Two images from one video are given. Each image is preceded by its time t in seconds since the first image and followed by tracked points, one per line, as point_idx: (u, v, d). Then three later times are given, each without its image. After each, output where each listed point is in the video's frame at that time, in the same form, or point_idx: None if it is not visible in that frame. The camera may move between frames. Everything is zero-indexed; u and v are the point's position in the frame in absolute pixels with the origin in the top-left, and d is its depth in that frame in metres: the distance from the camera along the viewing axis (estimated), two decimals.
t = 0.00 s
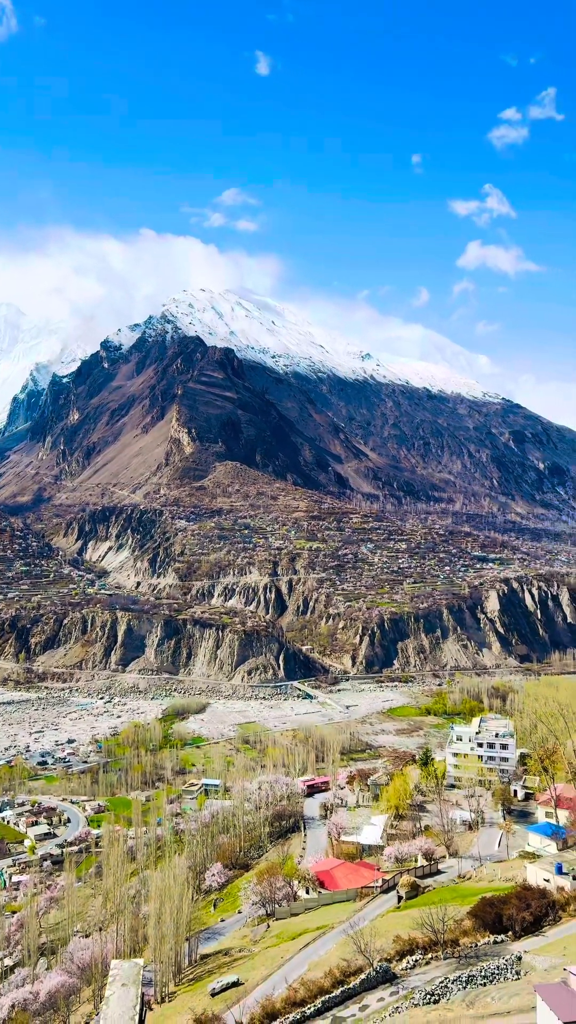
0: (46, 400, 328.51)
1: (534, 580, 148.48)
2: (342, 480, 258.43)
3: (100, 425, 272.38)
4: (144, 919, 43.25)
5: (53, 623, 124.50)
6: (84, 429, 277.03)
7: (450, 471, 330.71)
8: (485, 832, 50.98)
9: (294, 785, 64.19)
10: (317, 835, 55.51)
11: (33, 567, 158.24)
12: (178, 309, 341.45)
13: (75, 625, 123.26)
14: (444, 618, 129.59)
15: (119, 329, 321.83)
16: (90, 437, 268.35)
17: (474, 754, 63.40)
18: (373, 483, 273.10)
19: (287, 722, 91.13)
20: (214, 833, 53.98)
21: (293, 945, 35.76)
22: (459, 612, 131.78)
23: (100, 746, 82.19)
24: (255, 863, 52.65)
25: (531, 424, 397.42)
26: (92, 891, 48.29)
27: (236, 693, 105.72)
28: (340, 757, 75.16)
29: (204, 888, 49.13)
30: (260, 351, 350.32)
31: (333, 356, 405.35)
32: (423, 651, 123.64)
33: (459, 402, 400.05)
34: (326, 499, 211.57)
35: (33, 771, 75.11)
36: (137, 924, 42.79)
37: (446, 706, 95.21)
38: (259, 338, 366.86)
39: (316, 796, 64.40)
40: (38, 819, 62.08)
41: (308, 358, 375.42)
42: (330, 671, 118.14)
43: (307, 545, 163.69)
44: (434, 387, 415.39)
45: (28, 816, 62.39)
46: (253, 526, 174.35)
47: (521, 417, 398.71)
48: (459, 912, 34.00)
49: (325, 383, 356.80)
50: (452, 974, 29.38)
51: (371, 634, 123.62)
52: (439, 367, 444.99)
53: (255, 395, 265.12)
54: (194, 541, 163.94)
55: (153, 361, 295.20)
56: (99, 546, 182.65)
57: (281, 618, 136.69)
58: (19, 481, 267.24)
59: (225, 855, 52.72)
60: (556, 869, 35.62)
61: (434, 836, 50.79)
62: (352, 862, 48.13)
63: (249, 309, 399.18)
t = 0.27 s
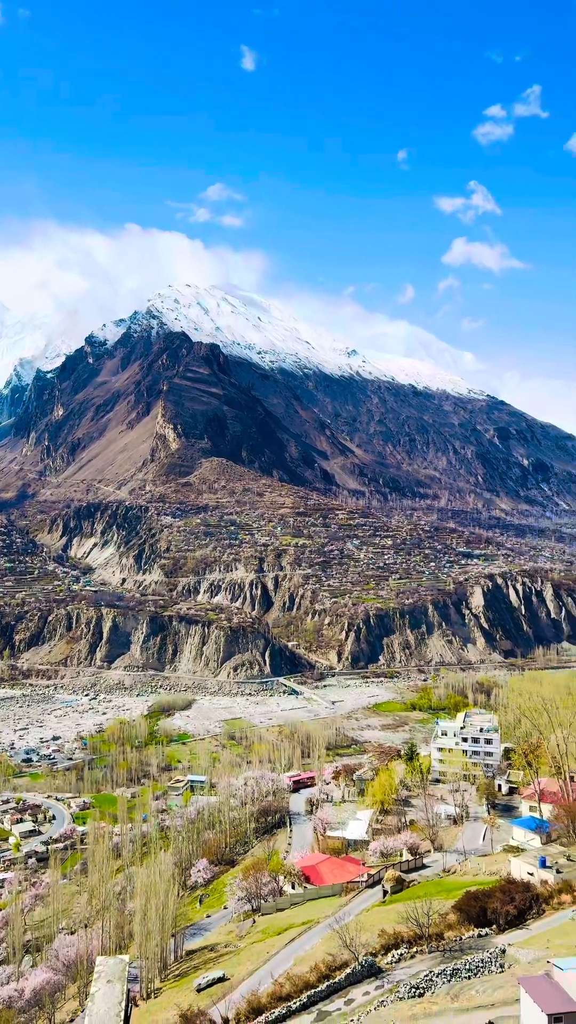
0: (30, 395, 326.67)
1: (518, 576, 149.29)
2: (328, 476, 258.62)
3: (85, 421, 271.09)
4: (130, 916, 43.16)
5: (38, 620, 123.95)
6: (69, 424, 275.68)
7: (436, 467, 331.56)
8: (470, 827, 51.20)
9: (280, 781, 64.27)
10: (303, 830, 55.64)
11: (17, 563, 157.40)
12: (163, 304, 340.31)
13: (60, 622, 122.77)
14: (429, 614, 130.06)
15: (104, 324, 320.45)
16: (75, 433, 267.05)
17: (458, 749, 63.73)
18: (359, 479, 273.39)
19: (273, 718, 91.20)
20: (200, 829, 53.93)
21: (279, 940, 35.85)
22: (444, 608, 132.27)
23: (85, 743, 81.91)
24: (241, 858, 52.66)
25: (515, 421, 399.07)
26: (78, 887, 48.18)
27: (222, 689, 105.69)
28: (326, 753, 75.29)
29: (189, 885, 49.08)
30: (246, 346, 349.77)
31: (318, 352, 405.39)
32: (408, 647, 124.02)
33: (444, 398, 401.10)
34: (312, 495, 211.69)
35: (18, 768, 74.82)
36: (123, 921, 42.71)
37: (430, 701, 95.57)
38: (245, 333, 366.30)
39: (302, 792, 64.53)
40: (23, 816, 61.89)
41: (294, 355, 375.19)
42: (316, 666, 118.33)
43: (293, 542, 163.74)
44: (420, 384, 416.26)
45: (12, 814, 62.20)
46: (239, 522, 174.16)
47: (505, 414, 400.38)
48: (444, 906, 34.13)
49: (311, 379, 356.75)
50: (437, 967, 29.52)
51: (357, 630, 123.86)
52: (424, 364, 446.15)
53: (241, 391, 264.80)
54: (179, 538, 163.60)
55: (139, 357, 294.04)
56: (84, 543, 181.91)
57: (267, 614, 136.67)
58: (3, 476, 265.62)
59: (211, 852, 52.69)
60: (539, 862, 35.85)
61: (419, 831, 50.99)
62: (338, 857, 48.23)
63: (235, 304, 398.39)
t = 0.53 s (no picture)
0: (14, 390, 324.60)
1: (502, 572, 150.14)
2: (313, 473, 258.80)
3: (69, 416, 269.74)
4: (115, 913, 43.09)
5: (22, 616, 123.31)
6: (52, 420, 274.18)
7: (421, 463, 332.45)
8: (454, 822, 51.44)
9: (265, 777, 64.35)
10: (288, 826, 55.72)
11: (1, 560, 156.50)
12: (148, 299, 339.04)
13: (44, 619, 122.23)
14: (413, 610, 130.52)
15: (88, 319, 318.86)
16: (59, 429, 265.64)
17: (443, 744, 64.05)
18: (344, 476, 273.68)
19: (258, 715, 91.23)
20: (185, 825, 53.88)
21: (264, 936, 35.89)
22: (428, 604, 132.76)
23: (69, 740, 81.56)
24: (227, 854, 52.69)
25: (499, 418, 400.83)
26: (62, 884, 48.06)
27: (207, 686, 105.61)
28: (311, 749, 75.42)
29: (174, 881, 49.03)
30: (231, 342, 349.24)
31: (304, 349, 405.43)
32: (393, 643, 124.36)
33: (429, 395, 402.23)
34: (297, 492, 211.70)
35: (2, 766, 74.48)
36: (108, 917, 42.63)
37: (415, 697, 95.84)
38: (230, 329, 365.78)
39: (287, 787, 64.63)
40: (6, 813, 61.62)
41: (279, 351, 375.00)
42: (301, 663, 118.49)
43: (278, 538, 163.70)
44: (405, 381, 417.16)
45: None
46: (224, 518, 173.94)
47: (489, 412, 402.12)
48: (428, 900, 34.27)
49: (296, 376, 356.65)
50: (422, 960, 29.65)
51: (342, 626, 124.12)
52: (409, 362, 447.19)
53: (226, 388, 264.52)
54: (164, 534, 163.20)
55: (123, 352, 292.89)
56: (68, 539, 181.03)
57: (253, 610, 136.61)
58: None
59: (196, 848, 52.68)
60: (523, 856, 36.11)
61: (403, 826, 51.19)
62: (323, 852, 48.34)
63: (220, 300, 397.59)
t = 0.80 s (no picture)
0: None
1: (485, 568, 150.95)
2: (297, 469, 258.97)
3: (51, 412, 268.19)
4: (99, 909, 42.99)
5: (4, 613, 122.63)
6: (35, 416, 272.52)
7: (404, 459, 333.41)
8: (437, 816, 51.71)
9: (249, 773, 64.46)
10: (272, 822, 55.82)
11: None
12: (131, 295, 337.61)
13: (27, 616, 121.66)
14: (397, 606, 131.01)
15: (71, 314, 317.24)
16: (41, 425, 264.07)
17: (426, 739, 64.36)
18: (328, 472, 273.96)
19: (243, 711, 91.28)
20: (169, 822, 53.81)
21: (248, 931, 35.95)
22: (412, 600, 133.27)
23: (52, 737, 81.30)
24: (210, 850, 52.74)
25: (482, 415, 402.58)
26: (45, 882, 47.93)
27: (191, 682, 105.57)
28: (295, 744, 75.60)
29: (158, 877, 48.97)
30: (215, 338, 348.53)
31: (288, 345, 405.42)
32: (376, 638, 124.74)
33: (413, 392, 403.26)
34: (281, 488, 211.74)
35: None
36: (91, 914, 42.55)
37: (398, 692, 96.26)
38: (214, 325, 365.03)
39: (271, 783, 64.77)
40: None
41: (263, 347, 374.63)
42: (285, 658, 118.68)
43: (262, 534, 163.69)
44: (389, 378, 417.98)
45: None
46: (208, 515, 173.67)
47: (472, 409, 403.83)
48: (411, 894, 34.50)
49: (280, 372, 356.55)
50: (404, 954, 29.78)
51: (326, 622, 124.37)
52: (393, 358, 448.03)
53: (210, 384, 264.13)
54: (148, 531, 162.76)
55: (106, 348, 291.46)
56: (51, 536, 180.08)
57: (237, 606, 136.63)
58: None
59: (180, 844, 52.66)
60: (505, 850, 36.34)
61: (387, 821, 51.41)
62: (307, 847, 48.45)
63: (204, 295, 396.68)
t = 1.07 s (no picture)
0: None
1: (467, 564, 151.73)
2: (280, 465, 258.88)
3: (32, 408, 266.58)
4: (81, 907, 42.80)
5: None
6: (16, 411, 270.48)
7: (387, 456, 334.08)
8: (419, 810, 51.88)
9: (232, 769, 64.41)
10: (254, 817, 55.89)
11: None
12: (113, 290, 335.91)
13: (8, 613, 120.88)
14: (379, 602, 131.41)
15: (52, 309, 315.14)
16: (22, 420, 262.19)
17: (408, 734, 64.68)
18: (311, 468, 273.99)
19: (226, 707, 91.18)
20: (152, 818, 53.65)
21: (231, 927, 35.90)
22: (394, 596, 133.67)
23: (34, 735, 80.84)
24: (193, 847, 52.63)
25: (464, 411, 404.12)
26: (27, 880, 47.64)
27: (174, 679, 105.38)
28: (278, 740, 75.66)
29: (141, 874, 48.80)
30: (198, 334, 347.53)
31: (271, 341, 405.00)
32: (359, 634, 125.00)
33: (395, 389, 404.15)
34: (264, 485, 211.62)
35: None
36: (74, 911, 42.35)
37: (381, 688, 96.55)
38: (197, 320, 364.04)
39: (254, 779, 64.80)
40: None
41: (246, 343, 373.99)
42: (268, 654, 118.71)
43: (245, 531, 163.51)
44: (371, 374, 418.54)
45: None
46: (191, 511, 173.18)
47: (454, 405, 405.28)
48: (393, 889, 34.61)
49: (263, 368, 356.16)
50: (387, 948, 29.85)
51: (309, 619, 124.50)
52: (376, 355, 448.76)
53: (193, 380, 263.44)
54: (131, 527, 162.09)
55: (87, 343, 289.77)
56: (32, 532, 178.87)
57: (220, 603, 136.44)
58: None
59: (163, 841, 52.51)
60: (486, 844, 36.55)
61: (369, 815, 51.58)
62: (290, 843, 48.48)
63: (186, 291, 395.50)
